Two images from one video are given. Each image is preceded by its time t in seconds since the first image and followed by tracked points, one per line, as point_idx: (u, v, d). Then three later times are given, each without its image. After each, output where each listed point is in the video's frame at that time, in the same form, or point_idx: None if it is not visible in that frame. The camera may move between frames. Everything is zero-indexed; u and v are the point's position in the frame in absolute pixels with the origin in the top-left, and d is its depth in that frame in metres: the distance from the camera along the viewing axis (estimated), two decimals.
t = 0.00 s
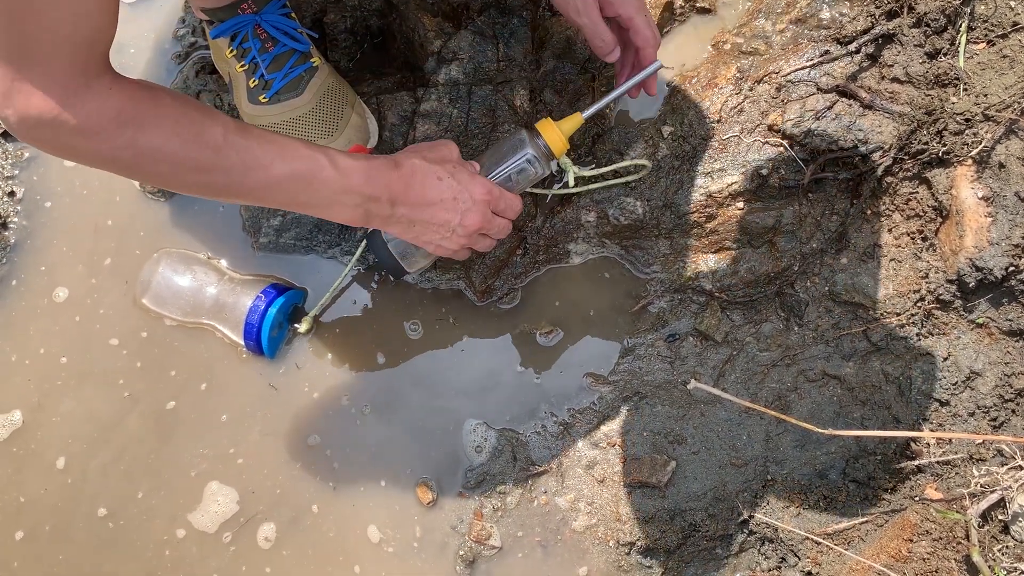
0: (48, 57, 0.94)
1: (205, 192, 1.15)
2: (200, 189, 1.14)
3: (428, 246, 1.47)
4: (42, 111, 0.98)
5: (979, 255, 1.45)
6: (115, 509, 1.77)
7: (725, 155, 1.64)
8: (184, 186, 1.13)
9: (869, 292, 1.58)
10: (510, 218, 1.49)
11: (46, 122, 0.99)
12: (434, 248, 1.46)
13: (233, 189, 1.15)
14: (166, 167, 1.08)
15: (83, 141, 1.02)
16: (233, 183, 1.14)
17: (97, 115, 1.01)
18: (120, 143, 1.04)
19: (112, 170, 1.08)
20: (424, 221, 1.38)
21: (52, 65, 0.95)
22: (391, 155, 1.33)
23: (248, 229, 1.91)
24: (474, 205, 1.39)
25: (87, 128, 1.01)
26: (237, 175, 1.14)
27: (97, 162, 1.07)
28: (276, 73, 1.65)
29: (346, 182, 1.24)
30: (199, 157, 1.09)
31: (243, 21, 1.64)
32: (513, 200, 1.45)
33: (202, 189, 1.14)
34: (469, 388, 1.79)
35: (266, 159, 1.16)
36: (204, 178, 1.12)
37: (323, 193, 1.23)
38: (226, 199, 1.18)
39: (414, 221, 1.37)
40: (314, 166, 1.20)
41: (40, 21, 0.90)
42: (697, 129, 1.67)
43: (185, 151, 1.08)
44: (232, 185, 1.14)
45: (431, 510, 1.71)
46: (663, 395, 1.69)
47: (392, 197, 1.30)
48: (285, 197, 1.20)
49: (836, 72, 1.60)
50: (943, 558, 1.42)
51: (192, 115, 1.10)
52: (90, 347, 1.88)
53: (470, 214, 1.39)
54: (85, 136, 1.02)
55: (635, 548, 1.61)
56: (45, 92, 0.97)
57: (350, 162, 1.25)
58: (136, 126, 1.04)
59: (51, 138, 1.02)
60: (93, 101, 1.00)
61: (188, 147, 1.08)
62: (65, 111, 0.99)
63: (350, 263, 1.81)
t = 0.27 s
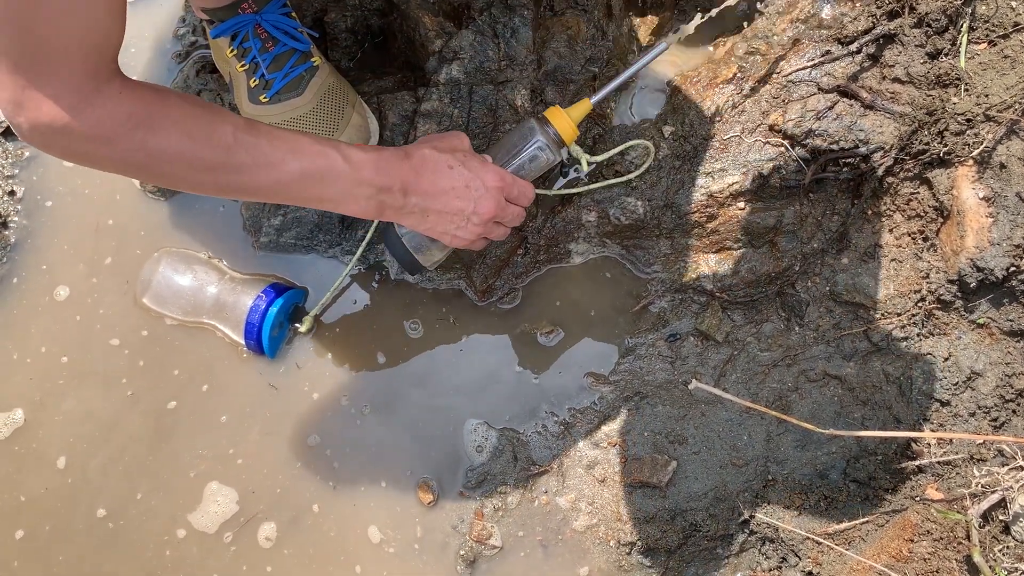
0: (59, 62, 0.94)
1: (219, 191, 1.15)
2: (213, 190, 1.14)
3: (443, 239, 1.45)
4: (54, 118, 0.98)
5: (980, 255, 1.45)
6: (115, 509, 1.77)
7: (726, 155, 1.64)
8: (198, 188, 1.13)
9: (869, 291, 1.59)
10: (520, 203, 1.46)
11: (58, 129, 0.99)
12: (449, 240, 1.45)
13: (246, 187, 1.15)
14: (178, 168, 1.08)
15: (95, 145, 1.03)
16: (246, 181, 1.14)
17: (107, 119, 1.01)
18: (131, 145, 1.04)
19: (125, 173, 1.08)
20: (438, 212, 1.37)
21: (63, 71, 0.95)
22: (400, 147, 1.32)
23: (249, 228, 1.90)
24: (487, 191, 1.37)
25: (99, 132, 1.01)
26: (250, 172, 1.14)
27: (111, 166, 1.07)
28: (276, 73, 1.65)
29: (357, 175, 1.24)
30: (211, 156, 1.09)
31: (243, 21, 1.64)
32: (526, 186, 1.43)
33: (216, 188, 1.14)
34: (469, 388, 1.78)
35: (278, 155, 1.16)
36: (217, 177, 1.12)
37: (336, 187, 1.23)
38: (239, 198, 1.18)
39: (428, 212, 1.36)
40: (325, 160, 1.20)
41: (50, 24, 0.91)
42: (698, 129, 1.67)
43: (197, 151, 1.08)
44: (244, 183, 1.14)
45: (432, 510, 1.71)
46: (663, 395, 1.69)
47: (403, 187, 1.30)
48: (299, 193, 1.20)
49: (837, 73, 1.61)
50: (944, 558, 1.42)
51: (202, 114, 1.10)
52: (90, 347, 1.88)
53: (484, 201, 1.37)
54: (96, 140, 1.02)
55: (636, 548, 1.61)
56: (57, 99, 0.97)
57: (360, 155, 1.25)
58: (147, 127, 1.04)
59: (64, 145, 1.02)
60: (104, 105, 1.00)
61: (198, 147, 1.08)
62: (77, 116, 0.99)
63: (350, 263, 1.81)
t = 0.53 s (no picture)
0: (76, 65, 0.94)
1: (239, 182, 1.16)
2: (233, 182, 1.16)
3: (464, 220, 1.47)
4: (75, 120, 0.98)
5: (981, 254, 1.44)
6: (114, 509, 1.77)
7: (727, 154, 1.64)
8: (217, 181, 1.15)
9: (870, 291, 1.59)
10: (537, 178, 1.48)
11: (80, 130, 1.00)
12: (469, 221, 1.47)
13: (266, 177, 1.17)
14: (200, 162, 1.10)
15: (117, 144, 1.03)
16: (267, 171, 1.16)
17: (128, 118, 1.01)
18: (152, 143, 1.04)
19: (147, 170, 1.09)
20: (460, 190, 1.39)
21: (81, 73, 0.95)
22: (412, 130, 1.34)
23: (250, 228, 1.90)
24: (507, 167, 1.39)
25: (121, 131, 1.02)
26: (270, 163, 1.15)
27: (132, 164, 1.08)
28: (277, 73, 1.65)
29: (374, 159, 1.26)
30: (230, 149, 1.11)
31: (245, 20, 1.63)
32: (541, 162, 1.46)
33: (236, 180, 1.15)
34: (469, 387, 1.78)
35: (296, 144, 1.18)
36: (238, 169, 1.13)
37: (355, 172, 1.25)
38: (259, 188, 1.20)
39: (447, 192, 1.38)
40: (342, 146, 1.22)
41: (66, 28, 0.90)
42: (698, 128, 1.67)
43: (217, 144, 1.09)
44: (265, 173, 1.16)
45: (432, 509, 1.71)
46: (664, 395, 1.68)
47: (420, 170, 1.33)
48: (319, 180, 1.22)
49: (838, 72, 1.60)
50: (945, 557, 1.42)
51: (218, 108, 1.10)
52: (91, 346, 1.87)
53: (502, 177, 1.39)
54: (118, 139, 1.02)
55: (636, 547, 1.61)
56: (76, 101, 0.97)
57: (375, 141, 1.27)
58: (166, 124, 1.04)
59: (86, 145, 1.02)
60: (123, 104, 1.00)
61: (218, 140, 1.09)
62: (97, 116, 0.99)
63: (351, 263, 1.81)
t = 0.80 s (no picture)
0: (76, 65, 0.94)
1: (244, 180, 1.17)
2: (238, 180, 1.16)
3: (470, 213, 1.46)
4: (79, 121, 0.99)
5: (982, 253, 1.44)
6: (113, 510, 1.77)
7: (727, 153, 1.64)
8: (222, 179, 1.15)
9: (871, 290, 1.59)
10: (542, 168, 1.47)
11: (84, 131, 1.00)
12: (475, 214, 1.47)
13: (270, 175, 1.17)
14: (204, 161, 1.10)
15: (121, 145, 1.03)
16: (271, 168, 1.16)
17: (131, 118, 1.01)
18: (155, 143, 1.05)
19: (152, 170, 1.09)
20: (465, 183, 1.38)
21: (81, 74, 0.95)
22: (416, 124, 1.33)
23: (250, 227, 1.90)
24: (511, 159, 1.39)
25: (125, 131, 1.02)
26: (274, 160, 1.15)
27: (137, 163, 1.08)
28: (276, 73, 1.65)
29: (379, 154, 1.25)
30: (234, 147, 1.11)
31: (244, 21, 1.64)
32: (547, 155, 1.45)
33: (241, 177, 1.16)
34: (468, 387, 1.78)
35: (301, 141, 1.18)
36: (242, 166, 1.13)
37: (359, 168, 1.25)
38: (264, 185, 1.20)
39: (453, 186, 1.38)
40: (347, 142, 1.22)
41: (66, 28, 0.90)
42: (699, 127, 1.67)
43: (220, 143, 1.09)
44: (270, 170, 1.16)
45: (433, 509, 1.71)
46: (664, 394, 1.68)
47: (425, 165, 1.32)
48: (323, 176, 1.22)
49: (839, 71, 1.59)
50: (946, 556, 1.42)
51: (221, 106, 1.10)
52: (91, 346, 1.87)
53: (507, 168, 1.39)
54: (122, 139, 1.03)
55: (636, 546, 1.61)
56: (79, 102, 0.97)
57: (379, 136, 1.26)
58: (170, 124, 1.04)
59: (91, 146, 1.03)
60: (126, 104, 1.00)
61: (221, 139, 1.09)
62: (100, 117, 0.99)
63: (352, 262, 1.81)
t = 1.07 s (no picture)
0: (114, 68, 0.95)
1: (280, 169, 1.20)
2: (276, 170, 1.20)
3: (512, 190, 1.46)
4: (121, 121, 1.01)
5: (980, 250, 1.44)
6: (110, 510, 1.77)
7: (725, 150, 1.64)
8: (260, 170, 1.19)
9: (870, 287, 1.59)
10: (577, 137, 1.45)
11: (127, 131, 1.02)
12: (515, 192, 1.46)
13: (307, 161, 1.21)
14: (243, 151, 1.13)
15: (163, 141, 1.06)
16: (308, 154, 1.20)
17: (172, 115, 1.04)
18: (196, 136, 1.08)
19: (192, 165, 1.12)
20: (501, 155, 1.39)
21: (119, 76, 0.96)
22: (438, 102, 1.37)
23: (249, 226, 1.90)
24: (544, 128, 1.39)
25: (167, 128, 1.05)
26: (311, 146, 1.19)
27: (177, 160, 1.11)
28: (275, 70, 1.66)
29: (409, 136, 1.29)
30: (272, 135, 1.14)
31: (242, 19, 1.63)
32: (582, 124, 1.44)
33: (277, 166, 1.19)
34: (468, 385, 1.78)
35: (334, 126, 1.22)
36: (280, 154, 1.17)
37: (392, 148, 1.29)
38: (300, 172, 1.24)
39: (487, 159, 1.39)
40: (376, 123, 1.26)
41: (97, 30, 0.90)
42: (697, 124, 1.67)
43: (257, 132, 1.13)
44: (306, 157, 1.20)
45: (432, 506, 1.71)
46: (663, 391, 1.68)
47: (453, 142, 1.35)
48: (358, 160, 1.26)
49: (837, 67, 1.60)
50: (944, 553, 1.42)
51: (253, 97, 1.14)
52: (90, 346, 1.87)
53: (546, 138, 1.39)
54: (163, 136, 1.05)
55: (635, 544, 1.61)
56: (119, 105, 0.99)
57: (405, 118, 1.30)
58: (208, 117, 1.08)
59: (133, 146, 1.05)
60: (165, 100, 1.03)
61: (258, 127, 1.13)
62: (140, 116, 1.01)
63: (351, 260, 1.81)
